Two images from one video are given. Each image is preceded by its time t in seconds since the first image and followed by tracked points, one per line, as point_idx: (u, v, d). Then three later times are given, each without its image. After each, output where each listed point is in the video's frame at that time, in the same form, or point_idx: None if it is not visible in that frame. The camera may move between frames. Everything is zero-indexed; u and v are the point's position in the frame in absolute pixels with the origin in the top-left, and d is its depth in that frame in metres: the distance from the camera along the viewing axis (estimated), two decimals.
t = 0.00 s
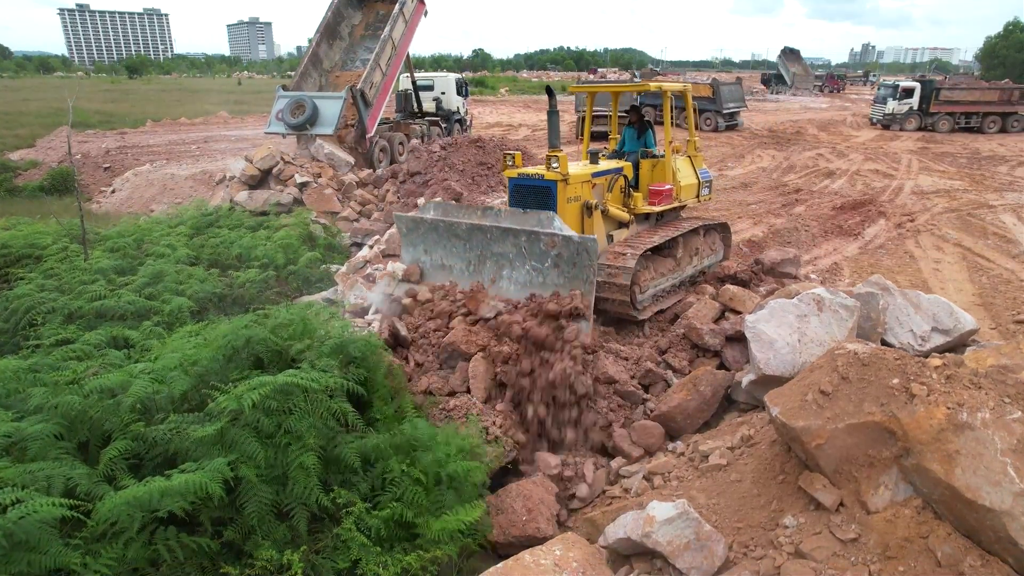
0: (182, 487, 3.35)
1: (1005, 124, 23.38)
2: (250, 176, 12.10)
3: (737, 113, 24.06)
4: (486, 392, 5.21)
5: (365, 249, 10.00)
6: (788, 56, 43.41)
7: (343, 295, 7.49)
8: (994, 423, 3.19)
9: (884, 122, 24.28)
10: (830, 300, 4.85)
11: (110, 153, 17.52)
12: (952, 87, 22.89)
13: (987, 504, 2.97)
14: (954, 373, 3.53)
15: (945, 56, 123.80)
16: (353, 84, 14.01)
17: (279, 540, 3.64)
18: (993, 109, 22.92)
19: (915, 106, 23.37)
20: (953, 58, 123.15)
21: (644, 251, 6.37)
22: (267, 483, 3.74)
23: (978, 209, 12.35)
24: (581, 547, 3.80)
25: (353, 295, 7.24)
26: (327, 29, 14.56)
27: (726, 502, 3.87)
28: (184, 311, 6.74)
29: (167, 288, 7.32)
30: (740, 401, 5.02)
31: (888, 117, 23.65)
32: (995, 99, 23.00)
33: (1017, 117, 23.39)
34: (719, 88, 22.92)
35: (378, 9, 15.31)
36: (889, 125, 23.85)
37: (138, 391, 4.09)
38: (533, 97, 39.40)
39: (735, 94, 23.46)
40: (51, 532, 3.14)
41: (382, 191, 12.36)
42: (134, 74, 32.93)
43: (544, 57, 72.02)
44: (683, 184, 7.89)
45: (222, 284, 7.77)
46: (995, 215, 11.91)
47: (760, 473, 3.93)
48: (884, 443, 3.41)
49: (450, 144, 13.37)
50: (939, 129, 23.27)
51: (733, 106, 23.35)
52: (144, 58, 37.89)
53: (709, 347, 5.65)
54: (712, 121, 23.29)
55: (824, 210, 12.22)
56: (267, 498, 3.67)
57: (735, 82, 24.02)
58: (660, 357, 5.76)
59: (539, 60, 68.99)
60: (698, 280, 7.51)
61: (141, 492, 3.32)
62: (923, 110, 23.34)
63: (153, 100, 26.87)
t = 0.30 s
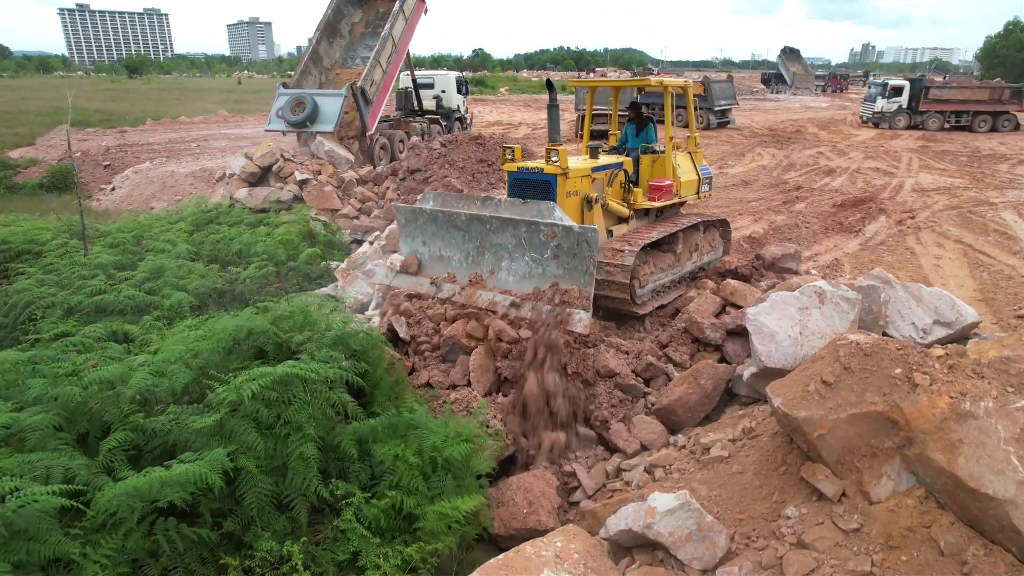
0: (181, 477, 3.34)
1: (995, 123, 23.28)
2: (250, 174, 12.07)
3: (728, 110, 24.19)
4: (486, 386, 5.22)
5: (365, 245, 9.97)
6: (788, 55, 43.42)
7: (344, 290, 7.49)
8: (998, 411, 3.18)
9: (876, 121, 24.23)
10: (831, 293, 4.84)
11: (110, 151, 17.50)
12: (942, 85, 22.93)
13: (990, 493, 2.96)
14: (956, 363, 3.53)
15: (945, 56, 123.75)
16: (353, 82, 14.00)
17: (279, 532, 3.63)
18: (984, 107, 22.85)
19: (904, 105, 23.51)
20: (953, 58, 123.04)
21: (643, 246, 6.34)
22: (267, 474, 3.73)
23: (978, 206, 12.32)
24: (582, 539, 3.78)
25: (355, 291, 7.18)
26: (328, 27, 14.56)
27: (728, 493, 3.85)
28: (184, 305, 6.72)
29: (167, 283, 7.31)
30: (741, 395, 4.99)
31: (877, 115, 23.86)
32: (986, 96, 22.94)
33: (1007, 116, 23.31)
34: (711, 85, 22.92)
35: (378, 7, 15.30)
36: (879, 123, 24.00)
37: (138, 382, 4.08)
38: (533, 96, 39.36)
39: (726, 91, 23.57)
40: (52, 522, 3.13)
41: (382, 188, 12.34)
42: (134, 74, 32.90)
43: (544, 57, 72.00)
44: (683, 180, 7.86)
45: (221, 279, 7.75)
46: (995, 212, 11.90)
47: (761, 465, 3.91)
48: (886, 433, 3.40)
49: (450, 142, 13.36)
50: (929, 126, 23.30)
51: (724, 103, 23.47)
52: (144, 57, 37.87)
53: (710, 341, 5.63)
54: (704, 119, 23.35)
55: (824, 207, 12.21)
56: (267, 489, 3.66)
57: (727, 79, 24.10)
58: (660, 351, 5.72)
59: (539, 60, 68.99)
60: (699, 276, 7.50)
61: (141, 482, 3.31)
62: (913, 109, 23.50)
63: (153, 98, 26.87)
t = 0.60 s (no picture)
0: (184, 471, 3.34)
1: (986, 123, 23.06)
2: (250, 172, 12.06)
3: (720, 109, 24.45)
4: (488, 381, 5.19)
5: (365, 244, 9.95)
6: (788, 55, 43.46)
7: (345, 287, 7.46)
8: (1001, 405, 3.18)
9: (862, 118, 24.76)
10: (833, 289, 4.83)
11: (110, 150, 17.50)
12: (931, 84, 23.01)
13: (994, 486, 2.96)
14: (959, 358, 3.54)
15: (945, 56, 123.74)
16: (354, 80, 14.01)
17: (281, 527, 3.62)
18: (974, 107, 22.77)
19: (895, 104, 23.63)
20: (952, 58, 123.03)
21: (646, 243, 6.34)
22: (269, 469, 3.73)
23: (979, 205, 12.31)
24: (584, 534, 3.78)
25: (356, 287, 7.23)
26: (329, 26, 14.55)
27: (730, 488, 3.84)
28: (185, 303, 6.70)
29: (167, 281, 7.30)
30: (743, 391, 4.98)
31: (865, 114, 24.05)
32: (977, 96, 22.86)
33: (998, 116, 23.04)
34: (702, 84, 22.94)
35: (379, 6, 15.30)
36: (868, 122, 24.16)
37: (139, 377, 4.09)
38: (533, 95, 39.34)
39: (719, 90, 23.82)
40: (54, 515, 3.14)
41: (382, 186, 12.33)
42: (135, 74, 32.90)
43: (544, 56, 71.96)
44: (685, 176, 7.86)
45: (223, 276, 7.73)
46: (996, 210, 11.89)
47: (764, 460, 3.90)
48: (889, 427, 3.40)
49: (451, 140, 13.36)
50: (918, 125, 23.43)
51: (717, 102, 23.71)
52: (145, 57, 37.86)
53: (712, 338, 5.61)
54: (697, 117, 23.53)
55: (825, 205, 12.21)
56: (269, 484, 3.66)
57: (719, 78, 24.37)
58: (661, 347, 5.72)
59: (539, 59, 68.98)
60: (701, 272, 7.49)
61: (143, 476, 3.31)
62: (903, 108, 23.61)
63: (153, 97, 26.87)
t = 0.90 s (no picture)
0: (183, 471, 3.34)
1: (977, 123, 22.99)
2: (251, 172, 12.06)
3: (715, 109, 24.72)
4: (488, 381, 5.19)
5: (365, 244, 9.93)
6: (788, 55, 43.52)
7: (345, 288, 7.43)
8: (1002, 405, 3.18)
9: (854, 117, 25.01)
10: (834, 289, 4.83)
11: (110, 150, 17.50)
12: (921, 84, 23.11)
13: (994, 487, 2.96)
14: (959, 359, 3.54)
15: (945, 56, 123.67)
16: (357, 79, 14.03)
17: (281, 527, 3.62)
18: (964, 107, 22.76)
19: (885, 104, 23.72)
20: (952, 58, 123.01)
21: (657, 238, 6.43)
22: (269, 470, 3.73)
23: (979, 205, 12.30)
24: (585, 535, 3.78)
25: (356, 287, 7.18)
26: (332, 26, 14.54)
27: (730, 489, 3.84)
28: (185, 303, 6.70)
29: (168, 281, 7.31)
30: (743, 391, 4.98)
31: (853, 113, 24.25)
32: (967, 96, 22.83)
33: (989, 116, 22.92)
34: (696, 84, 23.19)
35: (382, 6, 15.30)
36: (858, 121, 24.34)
37: (139, 378, 4.09)
38: (533, 95, 39.34)
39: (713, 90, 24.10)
40: (54, 516, 3.14)
41: (382, 186, 12.34)
42: (135, 74, 32.88)
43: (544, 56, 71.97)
44: (695, 176, 7.88)
45: (223, 276, 7.72)
46: (996, 210, 11.89)
47: (763, 460, 3.90)
48: (890, 427, 3.40)
49: (451, 140, 13.36)
50: (908, 125, 23.58)
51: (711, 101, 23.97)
52: (145, 57, 37.75)
53: (712, 338, 5.61)
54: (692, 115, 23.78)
55: (825, 205, 12.21)
56: (269, 485, 3.65)
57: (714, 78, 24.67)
58: (662, 347, 5.69)
59: (539, 59, 68.97)
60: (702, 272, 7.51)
61: (143, 476, 3.32)
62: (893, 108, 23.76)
63: (153, 97, 26.86)
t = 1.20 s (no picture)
0: (180, 472, 3.34)
1: (967, 123, 23.03)
2: (250, 172, 12.07)
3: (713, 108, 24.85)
4: (485, 382, 5.20)
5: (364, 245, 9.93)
6: (789, 55, 43.59)
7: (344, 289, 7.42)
8: (998, 407, 3.17)
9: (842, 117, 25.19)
10: (831, 290, 4.84)
11: (110, 150, 17.52)
12: (910, 84, 23.27)
13: (990, 488, 2.96)
14: (955, 359, 3.54)
15: (945, 56, 123.68)
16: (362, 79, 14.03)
17: (278, 528, 3.63)
18: (953, 107, 22.84)
19: (873, 105, 23.92)
20: (952, 58, 122.99)
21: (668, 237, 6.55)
22: (267, 471, 3.74)
23: (978, 205, 12.31)
24: (582, 536, 3.78)
25: (355, 288, 7.18)
26: (337, 26, 14.52)
27: (727, 490, 3.84)
28: (183, 303, 6.70)
29: (166, 282, 7.31)
30: (741, 392, 4.98)
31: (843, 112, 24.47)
32: (957, 96, 22.89)
33: (979, 116, 22.88)
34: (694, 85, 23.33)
35: (386, 8, 15.29)
36: (848, 121, 24.54)
37: (137, 379, 4.10)
38: (533, 96, 39.38)
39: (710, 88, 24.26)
40: (50, 517, 3.14)
41: (382, 187, 12.36)
42: (135, 74, 32.92)
43: (544, 56, 71.99)
44: (702, 173, 7.92)
45: (221, 277, 7.72)
46: (995, 211, 11.90)
47: (761, 461, 3.90)
48: (888, 429, 3.41)
49: (450, 140, 13.37)
50: (898, 125, 23.77)
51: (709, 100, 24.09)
52: (145, 58, 37.79)
53: (710, 339, 5.61)
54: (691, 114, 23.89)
55: (824, 205, 12.23)
56: (266, 486, 3.66)
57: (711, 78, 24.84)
58: (660, 348, 5.69)
59: (539, 59, 69.00)
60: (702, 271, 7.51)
61: (140, 478, 3.32)
62: (883, 107, 23.94)
63: (153, 97, 26.87)
